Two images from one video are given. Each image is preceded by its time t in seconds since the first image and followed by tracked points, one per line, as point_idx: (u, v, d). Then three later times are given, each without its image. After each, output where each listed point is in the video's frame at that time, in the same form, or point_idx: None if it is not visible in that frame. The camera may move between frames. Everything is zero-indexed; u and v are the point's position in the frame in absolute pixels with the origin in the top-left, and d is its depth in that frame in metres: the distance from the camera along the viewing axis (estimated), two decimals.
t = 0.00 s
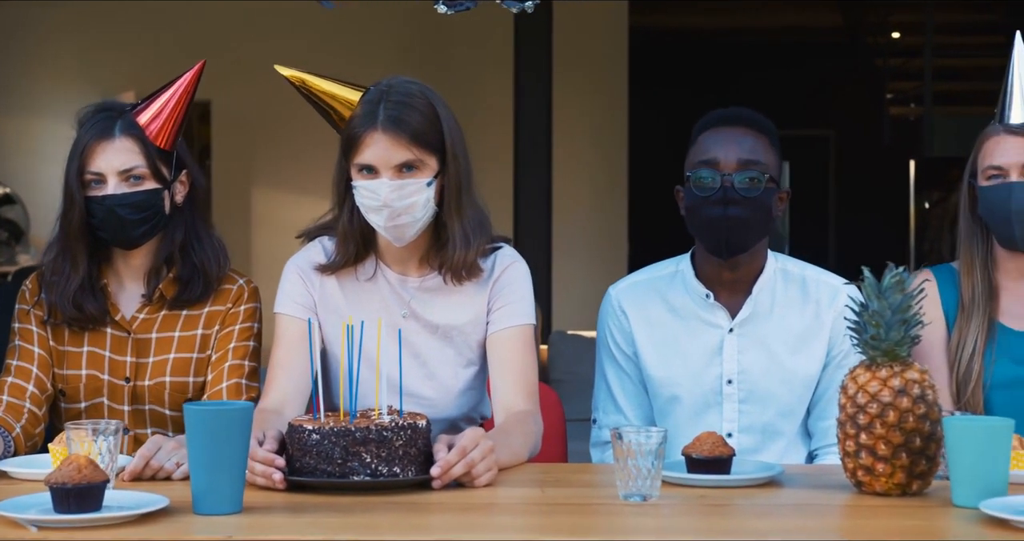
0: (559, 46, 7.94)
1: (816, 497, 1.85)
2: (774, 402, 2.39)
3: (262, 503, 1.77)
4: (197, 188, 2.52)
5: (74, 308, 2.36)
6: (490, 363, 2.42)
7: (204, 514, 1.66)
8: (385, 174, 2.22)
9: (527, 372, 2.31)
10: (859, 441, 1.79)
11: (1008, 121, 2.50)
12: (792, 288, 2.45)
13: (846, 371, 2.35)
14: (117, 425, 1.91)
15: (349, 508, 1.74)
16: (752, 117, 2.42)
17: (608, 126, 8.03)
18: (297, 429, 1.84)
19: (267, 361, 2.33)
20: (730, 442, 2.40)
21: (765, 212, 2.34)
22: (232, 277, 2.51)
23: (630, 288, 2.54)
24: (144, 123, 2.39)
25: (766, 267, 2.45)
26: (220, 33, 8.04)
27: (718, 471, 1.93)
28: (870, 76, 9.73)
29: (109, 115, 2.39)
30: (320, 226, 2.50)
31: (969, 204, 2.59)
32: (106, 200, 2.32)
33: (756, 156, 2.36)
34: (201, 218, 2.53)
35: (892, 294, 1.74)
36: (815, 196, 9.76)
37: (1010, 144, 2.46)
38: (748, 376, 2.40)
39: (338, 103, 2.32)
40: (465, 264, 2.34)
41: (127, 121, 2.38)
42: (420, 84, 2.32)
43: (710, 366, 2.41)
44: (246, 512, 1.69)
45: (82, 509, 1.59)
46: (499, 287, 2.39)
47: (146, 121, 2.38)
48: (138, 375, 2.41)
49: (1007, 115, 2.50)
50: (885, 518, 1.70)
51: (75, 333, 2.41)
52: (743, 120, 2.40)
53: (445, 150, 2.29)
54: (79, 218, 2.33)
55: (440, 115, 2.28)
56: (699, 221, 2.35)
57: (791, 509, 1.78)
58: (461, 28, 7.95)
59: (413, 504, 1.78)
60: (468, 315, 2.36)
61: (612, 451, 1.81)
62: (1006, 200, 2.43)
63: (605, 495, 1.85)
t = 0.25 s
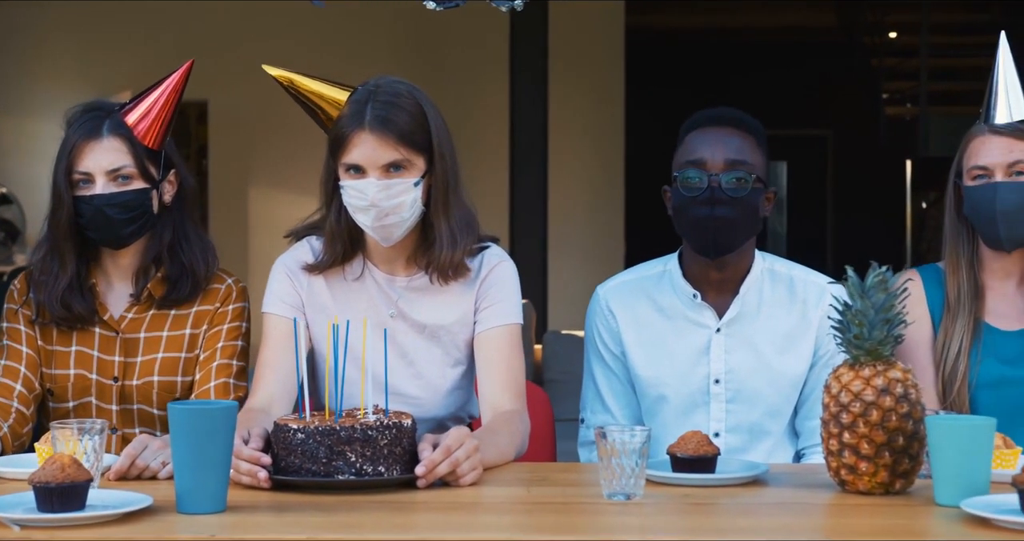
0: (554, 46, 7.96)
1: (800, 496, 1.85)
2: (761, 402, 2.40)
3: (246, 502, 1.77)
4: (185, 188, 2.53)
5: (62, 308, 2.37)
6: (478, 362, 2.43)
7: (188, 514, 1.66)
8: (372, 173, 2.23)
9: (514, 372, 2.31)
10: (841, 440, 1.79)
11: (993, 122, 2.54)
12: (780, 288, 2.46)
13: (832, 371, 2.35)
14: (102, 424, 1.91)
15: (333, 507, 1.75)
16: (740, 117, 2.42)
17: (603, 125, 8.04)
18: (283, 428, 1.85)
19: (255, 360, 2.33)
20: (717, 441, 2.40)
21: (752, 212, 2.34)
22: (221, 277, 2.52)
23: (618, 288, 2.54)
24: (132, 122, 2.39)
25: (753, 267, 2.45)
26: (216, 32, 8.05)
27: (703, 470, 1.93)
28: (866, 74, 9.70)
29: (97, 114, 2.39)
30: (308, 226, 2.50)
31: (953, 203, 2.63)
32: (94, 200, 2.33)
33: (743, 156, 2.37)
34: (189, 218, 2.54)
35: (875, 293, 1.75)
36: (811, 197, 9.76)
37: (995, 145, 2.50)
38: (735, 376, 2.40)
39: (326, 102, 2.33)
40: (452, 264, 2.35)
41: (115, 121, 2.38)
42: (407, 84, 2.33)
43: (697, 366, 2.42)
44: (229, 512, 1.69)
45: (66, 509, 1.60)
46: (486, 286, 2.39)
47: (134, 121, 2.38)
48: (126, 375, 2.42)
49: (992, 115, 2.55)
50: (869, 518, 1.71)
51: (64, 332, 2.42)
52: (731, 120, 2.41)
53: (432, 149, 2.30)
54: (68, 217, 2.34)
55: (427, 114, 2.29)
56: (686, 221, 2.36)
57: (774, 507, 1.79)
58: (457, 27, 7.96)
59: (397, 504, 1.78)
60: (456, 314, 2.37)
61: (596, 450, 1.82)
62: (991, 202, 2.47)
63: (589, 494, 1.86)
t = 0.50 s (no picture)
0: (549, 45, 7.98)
1: (782, 495, 1.86)
2: (746, 402, 2.40)
3: (228, 500, 1.78)
4: (173, 187, 2.55)
5: (48, 307, 2.39)
6: (464, 362, 2.43)
7: (168, 512, 1.66)
8: (358, 174, 2.24)
9: (499, 371, 2.32)
10: (823, 439, 1.80)
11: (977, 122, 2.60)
12: (765, 287, 2.46)
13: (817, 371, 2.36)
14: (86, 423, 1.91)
15: (315, 506, 1.75)
16: (725, 117, 2.43)
17: (599, 125, 8.04)
18: (266, 427, 1.85)
19: (241, 359, 2.33)
20: (702, 440, 2.41)
21: (737, 212, 2.35)
22: (207, 276, 2.54)
23: (604, 287, 2.55)
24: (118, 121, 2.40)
25: (739, 266, 2.46)
26: (212, 32, 8.07)
27: (686, 469, 1.94)
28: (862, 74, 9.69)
29: (84, 114, 2.41)
30: (295, 226, 2.50)
31: (938, 204, 2.67)
32: (79, 199, 2.35)
33: (728, 156, 2.37)
34: (176, 217, 2.56)
35: (856, 292, 1.75)
36: (810, 197, 9.74)
37: (979, 145, 2.56)
38: (720, 375, 2.41)
39: (311, 102, 2.33)
40: (437, 264, 2.35)
41: (101, 120, 2.40)
42: (393, 84, 2.34)
43: (683, 365, 2.43)
44: (210, 511, 1.70)
45: (47, 507, 1.60)
46: (472, 286, 2.40)
47: (121, 120, 2.39)
48: (113, 374, 2.44)
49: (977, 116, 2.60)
50: (849, 517, 1.72)
51: (50, 332, 2.45)
52: (716, 120, 2.41)
53: (418, 149, 2.31)
54: (53, 216, 2.36)
55: (412, 115, 2.30)
56: (670, 221, 2.36)
57: (755, 506, 1.80)
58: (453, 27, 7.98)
59: (379, 503, 1.79)
60: (441, 313, 2.37)
61: (578, 449, 1.82)
62: (976, 201, 2.53)
63: (572, 494, 1.86)
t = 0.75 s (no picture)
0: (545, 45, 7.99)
1: (767, 494, 1.86)
2: (734, 401, 2.41)
3: (212, 500, 1.78)
4: (160, 187, 2.57)
5: (36, 306, 2.41)
6: (452, 361, 2.44)
7: (152, 512, 1.66)
8: (345, 173, 2.25)
9: (486, 370, 2.32)
10: (806, 438, 1.80)
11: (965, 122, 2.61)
12: (753, 287, 2.47)
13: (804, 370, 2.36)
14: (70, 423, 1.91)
15: (300, 506, 1.75)
16: (712, 117, 2.44)
17: (595, 125, 8.05)
18: (250, 427, 1.86)
19: (228, 359, 2.34)
20: (690, 440, 2.41)
21: (723, 212, 2.36)
22: (195, 275, 2.56)
23: (592, 287, 2.55)
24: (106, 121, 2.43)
25: (726, 266, 2.47)
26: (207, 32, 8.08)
27: (670, 469, 1.94)
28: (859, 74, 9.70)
29: (71, 114, 2.43)
30: (283, 226, 2.51)
31: (926, 204, 2.68)
32: (67, 199, 2.37)
33: (715, 156, 2.38)
34: (164, 216, 2.58)
35: (840, 292, 1.76)
36: (809, 197, 9.71)
37: (966, 145, 2.58)
38: (708, 375, 2.41)
39: (298, 102, 2.34)
40: (424, 263, 2.36)
41: (89, 120, 2.42)
42: (380, 84, 2.34)
43: (670, 365, 2.43)
44: (194, 510, 1.70)
45: (30, 507, 1.60)
46: (460, 285, 2.40)
47: (108, 120, 2.41)
48: (101, 373, 2.46)
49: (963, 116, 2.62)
50: (833, 516, 1.72)
51: (38, 331, 2.47)
52: (704, 120, 2.42)
53: (405, 149, 2.31)
54: (42, 216, 2.38)
55: (399, 115, 2.31)
56: (657, 221, 2.37)
57: (738, 505, 1.80)
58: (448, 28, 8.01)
59: (364, 502, 1.79)
60: (429, 312, 2.38)
61: (562, 449, 1.83)
62: (963, 201, 2.54)
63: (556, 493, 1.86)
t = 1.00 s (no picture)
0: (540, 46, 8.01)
1: (749, 494, 1.86)
2: (719, 401, 2.41)
3: (194, 500, 1.78)
4: (147, 187, 2.58)
5: (22, 306, 2.43)
6: (437, 361, 2.44)
7: (132, 512, 1.67)
8: (330, 174, 2.25)
9: (472, 370, 2.32)
10: (788, 438, 1.80)
11: (950, 122, 2.62)
12: (738, 287, 2.47)
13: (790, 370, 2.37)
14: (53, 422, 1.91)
15: (282, 505, 1.75)
16: (698, 117, 2.44)
17: (590, 125, 8.06)
18: (233, 427, 1.86)
19: (214, 359, 2.34)
20: (675, 439, 2.42)
21: (708, 212, 2.36)
22: (181, 276, 2.58)
23: (578, 287, 2.55)
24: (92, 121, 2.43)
25: (712, 266, 2.47)
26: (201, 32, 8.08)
27: (653, 468, 1.94)
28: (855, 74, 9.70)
29: (57, 114, 2.44)
30: (269, 225, 2.51)
31: (912, 205, 2.69)
32: (53, 199, 2.38)
33: (700, 156, 2.38)
34: (150, 216, 2.59)
35: (822, 292, 1.76)
36: (806, 198, 9.76)
37: (952, 145, 2.58)
38: (693, 375, 2.42)
39: (284, 102, 2.34)
40: (410, 263, 2.36)
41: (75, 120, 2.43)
42: (365, 84, 2.35)
43: (656, 365, 2.43)
44: (175, 510, 1.70)
45: (12, 506, 1.60)
46: (446, 285, 2.40)
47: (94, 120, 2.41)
48: (86, 374, 2.48)
49: (948, 117, 2.64)
50: (814, 515, 1.72)
51: (24, 331, 2.49)
52: (689, 121, 2.43)
53: (391, 150, 2.32)
54: (28, 215, 2.39)
55: (385, 115, 2.31)
56: (643, 221, 2.37)
57: (721, 505, 1.80)
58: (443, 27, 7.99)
59: (346, 501, 1.79)
60: (415, 312, 2.38)
61: (544, 449, 1.83)
62: (948, 201, 2.54)
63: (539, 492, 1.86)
